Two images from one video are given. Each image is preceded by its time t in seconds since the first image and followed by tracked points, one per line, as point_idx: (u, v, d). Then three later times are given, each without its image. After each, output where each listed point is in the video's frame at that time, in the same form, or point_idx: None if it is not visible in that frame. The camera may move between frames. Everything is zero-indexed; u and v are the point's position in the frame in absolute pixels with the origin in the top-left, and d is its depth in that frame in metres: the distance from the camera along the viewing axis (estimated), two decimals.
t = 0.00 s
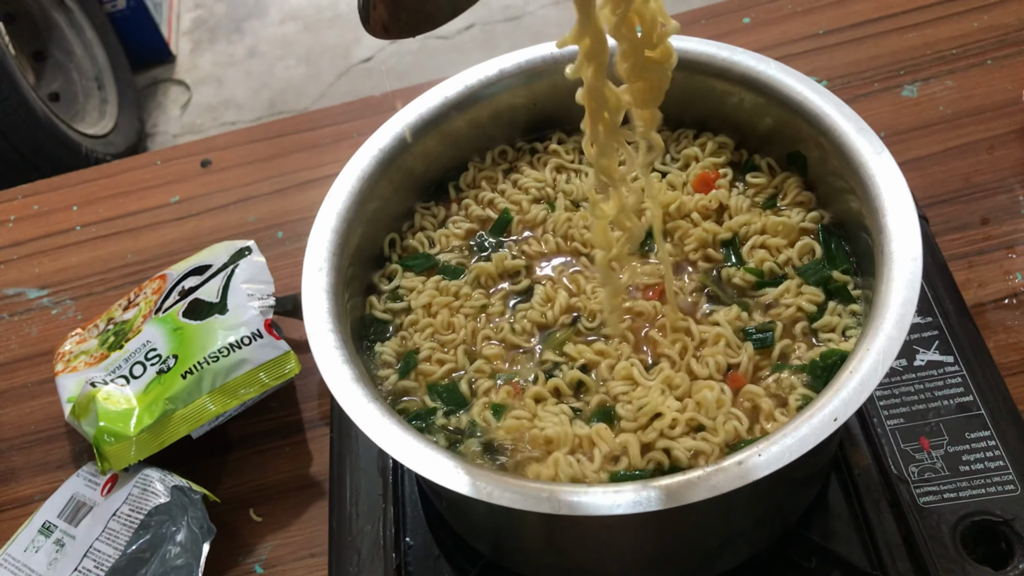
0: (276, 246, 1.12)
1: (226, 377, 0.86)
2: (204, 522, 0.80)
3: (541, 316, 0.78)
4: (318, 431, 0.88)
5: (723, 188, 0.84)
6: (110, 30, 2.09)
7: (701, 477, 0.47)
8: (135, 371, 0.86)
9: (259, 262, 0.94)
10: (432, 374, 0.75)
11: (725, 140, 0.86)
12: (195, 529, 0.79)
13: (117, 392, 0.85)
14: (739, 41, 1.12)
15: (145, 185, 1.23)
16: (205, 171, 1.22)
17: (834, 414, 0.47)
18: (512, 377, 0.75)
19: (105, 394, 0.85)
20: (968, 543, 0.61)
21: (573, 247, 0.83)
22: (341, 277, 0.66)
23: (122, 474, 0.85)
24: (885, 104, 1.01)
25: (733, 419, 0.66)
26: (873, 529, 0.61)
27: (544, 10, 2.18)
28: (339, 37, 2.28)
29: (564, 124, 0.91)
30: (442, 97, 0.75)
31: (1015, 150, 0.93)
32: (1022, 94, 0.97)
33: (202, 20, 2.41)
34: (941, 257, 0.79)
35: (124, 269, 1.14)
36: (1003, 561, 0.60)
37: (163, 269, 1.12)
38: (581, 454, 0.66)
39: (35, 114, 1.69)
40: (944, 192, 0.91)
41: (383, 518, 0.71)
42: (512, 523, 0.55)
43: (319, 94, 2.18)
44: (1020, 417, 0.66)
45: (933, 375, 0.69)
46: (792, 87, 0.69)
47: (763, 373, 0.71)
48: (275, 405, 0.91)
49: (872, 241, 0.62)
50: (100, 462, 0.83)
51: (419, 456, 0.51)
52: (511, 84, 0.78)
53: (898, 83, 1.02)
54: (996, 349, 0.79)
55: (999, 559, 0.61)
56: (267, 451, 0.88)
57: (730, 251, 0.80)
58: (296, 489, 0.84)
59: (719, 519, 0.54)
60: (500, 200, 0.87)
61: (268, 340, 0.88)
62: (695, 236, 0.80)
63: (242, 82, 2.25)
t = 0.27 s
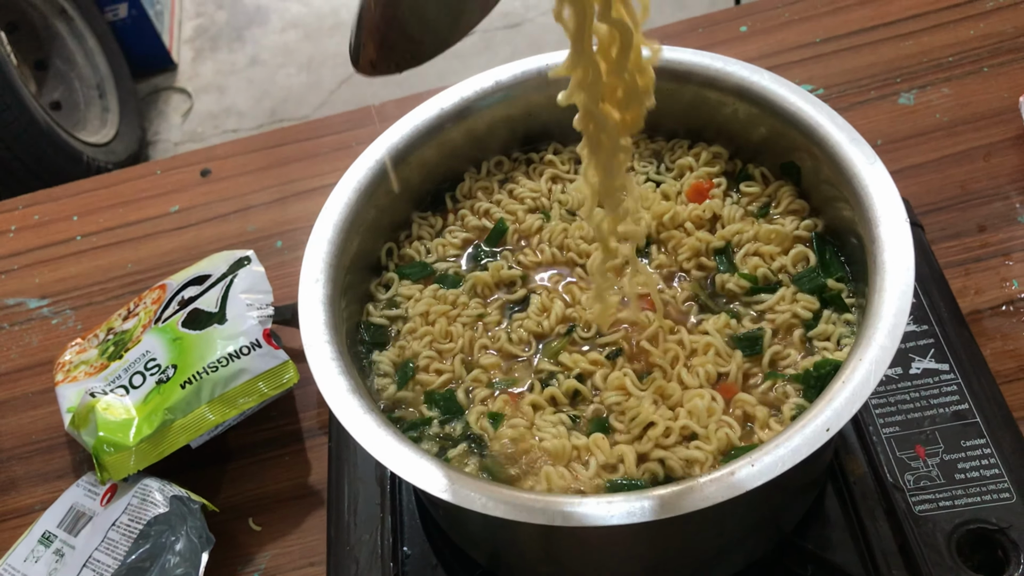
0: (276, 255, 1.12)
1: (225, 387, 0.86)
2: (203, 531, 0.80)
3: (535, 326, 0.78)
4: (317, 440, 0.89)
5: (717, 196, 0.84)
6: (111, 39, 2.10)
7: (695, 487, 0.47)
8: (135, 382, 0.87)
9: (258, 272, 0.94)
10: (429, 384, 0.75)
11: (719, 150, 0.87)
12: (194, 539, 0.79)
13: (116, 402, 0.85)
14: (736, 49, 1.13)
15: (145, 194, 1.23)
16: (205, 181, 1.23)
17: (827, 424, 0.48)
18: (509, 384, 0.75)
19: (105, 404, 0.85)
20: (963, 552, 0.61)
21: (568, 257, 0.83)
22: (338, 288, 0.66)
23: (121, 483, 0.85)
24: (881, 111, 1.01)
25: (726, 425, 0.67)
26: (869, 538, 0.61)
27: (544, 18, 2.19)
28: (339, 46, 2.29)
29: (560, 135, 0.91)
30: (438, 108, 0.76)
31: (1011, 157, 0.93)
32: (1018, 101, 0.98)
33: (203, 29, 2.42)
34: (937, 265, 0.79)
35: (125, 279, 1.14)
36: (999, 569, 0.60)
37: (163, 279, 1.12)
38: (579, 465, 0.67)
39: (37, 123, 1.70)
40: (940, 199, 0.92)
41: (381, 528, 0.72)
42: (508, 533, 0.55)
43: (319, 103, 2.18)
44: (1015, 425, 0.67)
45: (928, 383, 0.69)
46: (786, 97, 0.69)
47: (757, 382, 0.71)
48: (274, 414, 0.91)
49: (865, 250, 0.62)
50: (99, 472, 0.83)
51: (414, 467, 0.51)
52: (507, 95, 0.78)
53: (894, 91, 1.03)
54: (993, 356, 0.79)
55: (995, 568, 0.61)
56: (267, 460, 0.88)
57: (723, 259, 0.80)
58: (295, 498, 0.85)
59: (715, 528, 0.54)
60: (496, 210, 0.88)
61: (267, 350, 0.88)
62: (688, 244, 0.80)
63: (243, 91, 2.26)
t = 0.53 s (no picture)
0: (272, 249, 1.12)
1: (220, 380, 0.85)
2: (199, 526, 0.80)
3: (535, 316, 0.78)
4: (314, 434, 0.88)
5: (713, 185, 0.84)
6: (107, 36, 2.09)
7: (693, 476, 0.47)
8: (129, 376, 0.86)
9: (254, 266, 0.93)
10: (428, 374, 0.75)
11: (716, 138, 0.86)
12: (189, 533, 0.79)
13: (111, 396, 0.85)
14: (734, 42, 1.12)
15: (140, 190, 1.22)
16: (201, 176, 1.22)
17: (825, 412, 0.47)
18: (507, 373, 0.75)
19: (99, 399, 0.85)
20: (964, 543, 0.61)
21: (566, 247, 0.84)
22: (333, 279, 0.66)
23: (116, 478, 0.84)
24: (879, 104, 1.01)
25: (721, 412, 0.67)
26: (869, 529, 0.61)
27: (541, 14, 2.18)
28: (336, 43, 2.29)
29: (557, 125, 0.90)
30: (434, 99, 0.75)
31: (1010, 149, 0.93)
32: (1017, 93, 0.97)
33: (199, 26, 2.41)
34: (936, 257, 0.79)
35: (120, 274, 1.14)
36: (1000, 560, 0.60)
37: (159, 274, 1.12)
38: (577, 459, 0.67)
39: (33, 120, 1.69)
40: (939, 191, 0.91)
41: (378, 521, 0.71)
42: (505, 524, 0.55)
43: (315, 100, 2.17)
44: (1015, 415, 0.66)
45: (927, 374, 0.69)
46: (784, 86, 0.69)
47: (749, 369, 0.71)
48: (270, 409, 0.91)
49: (864, 239, 0.62)
50: (94, 467, 0.83)
51: (409, 457, 0.51)
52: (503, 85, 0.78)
53: (892, 84, 1.02)
54: (992, 348, 0.79)
55: (996, 559, 0.61)
56: (263, 454, 0.88)
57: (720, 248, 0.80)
58: (291, 493, 0.84)
59: (714, 519, 0.54)
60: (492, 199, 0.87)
61: (263, 344, 0.87)
62: (685, 233, 0.81)
63: (240, 88, 2.25)
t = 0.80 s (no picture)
0: (272, 235, 1.11)
1: (221, 366, 0.84)
2: (200, 513, 0.79)
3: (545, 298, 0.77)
4: (316, 421, 0.87)
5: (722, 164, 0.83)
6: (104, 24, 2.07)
7: (706, 456, 0.46)
8: (129, 362, 0.85)
9: (254, 251, 0.92)
10: (439, 356, 0.74)
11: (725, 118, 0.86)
12: (191, 520, 0.78)
13: (111, 382, 0.84)
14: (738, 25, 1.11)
15: (138, 176, 1.21)
16: (200, 161, 1.21)
17: (841, 392, 0.46)
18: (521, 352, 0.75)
19: (99, 384, 0.84)
20: (976, 527, 0.60)
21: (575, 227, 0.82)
22: (336, 260, 0.65)
23: (117, 465, 0.83)
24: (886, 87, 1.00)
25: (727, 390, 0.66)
26: (881, 513, 0.60)
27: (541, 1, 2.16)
28: (335, 31, 2.27)
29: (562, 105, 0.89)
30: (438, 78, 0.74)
31: (1019, 132, 0.92)
32: None
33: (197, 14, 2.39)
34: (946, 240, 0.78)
35: (119, 261, 1.12)
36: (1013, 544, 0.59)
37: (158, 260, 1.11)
38: (585, 436, 0.65)
39: (30, 110, 1.67)
40: (947, 175, 0.90)
41: (382, 507, 0.70)
42: (512, 507, 0.54)
43: (314, 88, 2.16)
44: None
45: (939, 357, 0.68)
46: (795, 63, 0.68)
47: (751, 346, 0.70)
48: (271, 395, 0.90)
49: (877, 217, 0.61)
50: (94, 453, 0.82)
51: (416, 440, 0.50)
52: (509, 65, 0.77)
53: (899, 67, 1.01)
54: (1001, 332, 0.78)
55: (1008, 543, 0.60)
56: (264, 441, 0.87)
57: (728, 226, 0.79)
58: (293, 479, 0.83)
59: (725, 503, 0.53)
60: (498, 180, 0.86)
61: (264, 329, 0.86)
62: (692, 211, 0.80)
63: (238, 76, 2.23)
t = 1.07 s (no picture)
0: (267, 230, 1.10)
1: (217, 363, 0.84)
2: (196, 511, 0.79)
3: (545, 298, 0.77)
4: (311, 418, 0.87)
5: (718, 160, 0.82)
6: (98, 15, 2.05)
7: (704, 459, 0.46)
8: (124, 359, 0.85)
9: (249, 247, 0.92)
10: (438, 354, 0.73)
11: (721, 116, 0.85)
12: (187, 518, 0.78)
13: (106, 379, 0.83)
14: (736, 17, 1.10)
15: (133, 170, 1.20)
16: (194, 156, 1.20)
17: (839, 394, 0.46)
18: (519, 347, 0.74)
19: (94, 382, 0.83)
20: (974, 525, 0.60)
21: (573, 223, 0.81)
22: (331, 259, 0.64)
23: (112, 463, 0.83)
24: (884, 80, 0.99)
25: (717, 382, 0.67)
26: (878, 512, 0.60)
27: None
28: (330, 22, 2.25)
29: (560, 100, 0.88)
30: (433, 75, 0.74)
31: (1018, 126, 0.91)
32: None
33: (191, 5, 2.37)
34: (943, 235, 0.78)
35: (113, 256, 1.12)
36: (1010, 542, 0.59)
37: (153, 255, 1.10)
38: (583, 429, 0.65)
39: (24, 102, 1.66)
40: (945, 169, 0.90)
41: (379, 506, 0.70)
42: (509, 509, 0.53)
43: (310, 79, 2.14)
44: None
45: (937, 355, 0.68)
46: (793, 59, 0.67)
47: (744, 342, 0.70)
48: (267, 392, 0.90)
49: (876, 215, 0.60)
50: (89, 452, 0.81)
51: (412, 442, 0.49)
52: (505, 60, 0.76)
53: (897, 60, 1.00)
54: (999, 328, 0.78)
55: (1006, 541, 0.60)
56: (260, 438, 0.86)
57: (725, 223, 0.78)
58: (289, 477, 0.83)
59: (723, 502, 0.53)
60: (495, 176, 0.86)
61: (259, 326, 0.86)
62: (689, 209, 0.79)
63: (233, 68, 2.21)
